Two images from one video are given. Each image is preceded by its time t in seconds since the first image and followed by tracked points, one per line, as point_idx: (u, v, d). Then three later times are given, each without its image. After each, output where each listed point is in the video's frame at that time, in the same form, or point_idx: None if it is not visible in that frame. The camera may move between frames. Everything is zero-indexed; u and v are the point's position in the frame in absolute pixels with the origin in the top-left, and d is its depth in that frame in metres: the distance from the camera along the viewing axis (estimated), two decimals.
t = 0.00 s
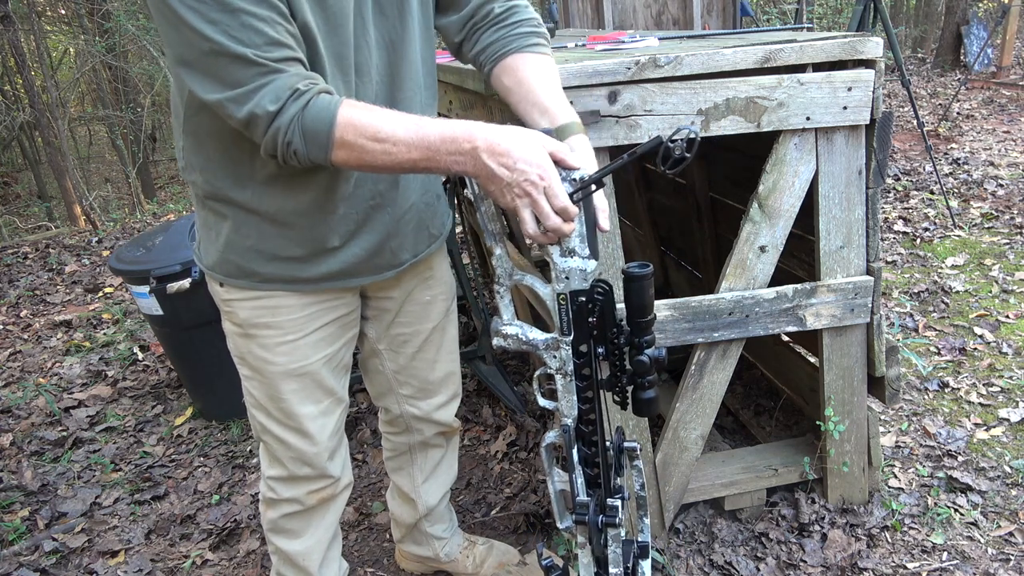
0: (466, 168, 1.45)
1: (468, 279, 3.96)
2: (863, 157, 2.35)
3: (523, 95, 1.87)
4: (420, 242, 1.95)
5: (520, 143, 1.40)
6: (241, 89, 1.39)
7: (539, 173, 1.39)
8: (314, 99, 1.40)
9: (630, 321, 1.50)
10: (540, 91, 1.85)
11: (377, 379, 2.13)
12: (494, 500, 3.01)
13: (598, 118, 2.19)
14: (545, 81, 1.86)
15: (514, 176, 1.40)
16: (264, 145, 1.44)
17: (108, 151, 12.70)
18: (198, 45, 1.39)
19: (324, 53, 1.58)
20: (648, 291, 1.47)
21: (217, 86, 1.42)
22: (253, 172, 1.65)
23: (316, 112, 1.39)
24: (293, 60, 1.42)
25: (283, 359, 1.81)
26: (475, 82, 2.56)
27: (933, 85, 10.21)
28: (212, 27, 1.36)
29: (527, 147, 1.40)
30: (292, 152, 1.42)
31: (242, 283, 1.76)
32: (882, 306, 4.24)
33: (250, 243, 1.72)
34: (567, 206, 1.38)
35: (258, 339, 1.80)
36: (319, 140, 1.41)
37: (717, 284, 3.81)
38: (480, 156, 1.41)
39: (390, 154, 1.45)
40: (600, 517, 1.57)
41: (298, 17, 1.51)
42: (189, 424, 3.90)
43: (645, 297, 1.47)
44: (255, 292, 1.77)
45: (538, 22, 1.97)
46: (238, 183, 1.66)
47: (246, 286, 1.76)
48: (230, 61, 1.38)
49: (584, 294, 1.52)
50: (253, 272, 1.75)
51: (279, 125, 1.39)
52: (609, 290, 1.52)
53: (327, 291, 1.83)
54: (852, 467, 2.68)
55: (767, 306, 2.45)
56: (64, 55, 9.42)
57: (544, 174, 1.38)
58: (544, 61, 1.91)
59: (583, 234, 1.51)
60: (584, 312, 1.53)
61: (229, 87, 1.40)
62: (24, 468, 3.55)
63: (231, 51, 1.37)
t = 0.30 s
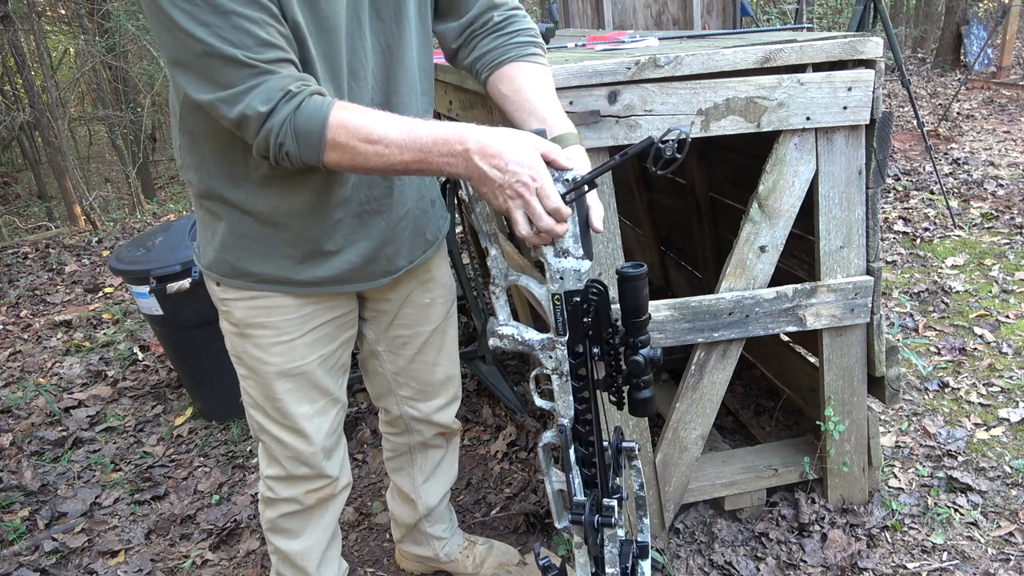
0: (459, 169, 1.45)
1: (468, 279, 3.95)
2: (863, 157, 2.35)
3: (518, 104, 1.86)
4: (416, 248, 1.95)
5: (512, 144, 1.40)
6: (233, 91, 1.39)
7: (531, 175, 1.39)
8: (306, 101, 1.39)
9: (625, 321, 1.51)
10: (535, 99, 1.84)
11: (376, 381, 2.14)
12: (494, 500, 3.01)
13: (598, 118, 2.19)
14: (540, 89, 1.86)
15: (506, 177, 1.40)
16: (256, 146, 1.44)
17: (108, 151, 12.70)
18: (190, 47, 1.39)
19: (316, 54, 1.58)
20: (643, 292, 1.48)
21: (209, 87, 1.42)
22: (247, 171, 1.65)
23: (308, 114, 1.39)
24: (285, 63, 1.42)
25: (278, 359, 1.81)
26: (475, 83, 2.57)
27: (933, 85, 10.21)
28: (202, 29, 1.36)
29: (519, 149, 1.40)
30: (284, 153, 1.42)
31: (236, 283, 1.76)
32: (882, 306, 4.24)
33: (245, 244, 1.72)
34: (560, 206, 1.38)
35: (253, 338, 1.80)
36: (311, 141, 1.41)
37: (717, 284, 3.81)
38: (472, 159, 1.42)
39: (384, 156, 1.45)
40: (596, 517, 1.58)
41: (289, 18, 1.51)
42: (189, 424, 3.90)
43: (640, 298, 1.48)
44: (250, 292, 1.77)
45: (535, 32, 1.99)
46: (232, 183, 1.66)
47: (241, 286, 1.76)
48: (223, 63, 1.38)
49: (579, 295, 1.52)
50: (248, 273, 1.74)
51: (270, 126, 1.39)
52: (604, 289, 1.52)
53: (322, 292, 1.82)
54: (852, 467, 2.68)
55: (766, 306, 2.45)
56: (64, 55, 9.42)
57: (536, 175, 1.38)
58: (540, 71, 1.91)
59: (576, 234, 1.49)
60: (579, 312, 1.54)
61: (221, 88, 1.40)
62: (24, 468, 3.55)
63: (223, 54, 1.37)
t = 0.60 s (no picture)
0: (461, 171, 1.45)
1: (468, 279, 3.95)
2: (863, 157, 2.35)
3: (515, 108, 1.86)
4: (416, 250, 1.95)
5: (514, 145, 1.40)
6: (235, 93, 1.39)
7: (533, 176, 1.39)
8: (309, 103, 1.40)
9: (625, 321, 1.50)
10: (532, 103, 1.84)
11: (376, 381, 2.14)
12: (494, 500, 3.01)
13: (598, 118, 2.19)
14: (538, 94, 1.86)
15: (508, 179, 1.40)
16: (257, 148, 1.44)
17: (108, 151, 12.71)
18: (192, 49, 1.39)
19: (316, 56, 1.58)
20: (644, 292, 1.47)
21: (211, 89, 1.42)
22: (248, 172, 1.65)
23: (310, 117, 1.39)
24: (287, 64, 1.42)
25: (278, 359, 1.81)
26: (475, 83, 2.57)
27: (933, 85, 10.22)
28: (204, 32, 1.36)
29: (521, 149, 1.40)
30: (286, 155, 1.42)
31: (237, 284, 1.76)
32: (882, 306, 4.24)
33: (246, 245, 1.72)
34: (561, 206, 1.38)
35: (253, 339, 1.80)
36: (313, 144, 1.41)
37: (717, 284, 3.81)
38: (474, 160, 1.42)
39: (386, 158, 1.45)
40: (597, 516, 1.58)
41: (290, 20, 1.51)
42: (189, 424, 3.90)
43: (641, 298, 1.47)
44: (250, 293, 1.77)
45: (534, 39, 2.00)
46: (234, 184, 1.66)
47: (242, 287, 1.76)
48: (225, 66, 1.38)
49: (580, 294, 1.52)
50: (249, 274, 1.74)
51: (273, 128, 1.39)
52: (605, 289, 1.52)
53: (323, 294, 1.83)
54: (852, 467, 2.68)
55: (766, 306, 2.45)
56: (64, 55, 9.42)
57: (537, 175, 1.39)
58: (537, 76, 1.91)
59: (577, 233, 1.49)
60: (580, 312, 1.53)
61: (223, 91, 1.40)
62: (24, 468, 3.55)
63: (225, 56, 1.37)
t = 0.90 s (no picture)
0: (467, 169, 1.45)
1: (468, 278, 3.95)
2: (863, 157, 2.35)
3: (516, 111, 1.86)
4: (419, 251, 1.95)
5: (520, 144, 1.41)
6: (242, 87, 1.39)
7: (540, 174, 1.39)
8: (315, 98, 1.40)
9: (630, 321, 1.50)
10: (532, 105, 1.84)
11: (377, 382, 2.14)
12: (494, 500, 3.01)
13: (598, 119, 2.19)
14: (539, 97, 1.86)
15: (514, 177, 1.40)
16: (262, 143, 1.44)
17: (108, 151, 12.70)
18: (198, 43, 1.38)
19: (322, 54, 1.58)
20: (649, 292, 1.47)
21: (216, 83, 1.41)
22: (251, 170, 1.65)
23: (316, 112, 1.39)
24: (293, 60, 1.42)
25: (280, 359, 1.81)
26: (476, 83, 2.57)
27: (933, 85, 10.22)
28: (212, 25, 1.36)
29: (527, 148, 1.41)
30: (291, 151, 1.42)
31: (239, 283, 1.76)
32: (882, 306, 4.24)
33: (249, 243, 1.72)
34: (568, 205, 1.38)
35: (255, 338, 1.80)
36: (319, 140, 1.41)
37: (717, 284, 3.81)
38: (480, 157, 1.42)
39: (391, 155, 1.45)
40: (600, 516, 1.56)
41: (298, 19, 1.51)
42: (189, 424, 3.90)
43: (647, 298, 1.47)
44: (253, 293, 1.77)
45: (535, 44, 2.00)
46: (237, 182, 1.66)
47: (245, 286, 1.76)
48: (231, 60, 1.38)
49: (585, 294, 1.51)
50: (252, 272, 1.74)
51: (279, 123, 1.39)
52: (610, 289, 1.52)
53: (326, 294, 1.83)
54: (852, 467, 2.68)
55: (767, 306, 2.45)
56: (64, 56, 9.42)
57: (544, 174, 1.39)
58: (536, 80, 1.91)
59: (583, 233, 1.50)
60: (584, 312, 1.53)
61: (229, 85, 1.40)
62: (24, 468, 3.55)
63: (232, 51, 1.37)
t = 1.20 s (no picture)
0: (469, 168, 1.45)
1: (468, 278, 3.95)
2: (863, 157, 2.35)
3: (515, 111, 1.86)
4: (421, 252, 1.95)
5: (523, 144, 1.41)
6: (245, 85, 1.39)
7: (542, 174, 1.39)
8: (318, 97, 1.40)
9: (631, 321, 1.50)
10: (531, 105, 1.84)
11: (378, 382, 2.14)
12: (494, 500, 3.01)
13: (598, 118, 2.19)
14: (537, 97, 1.86)
15: (516, 176, 1.40)
16: (264, 142, 1.44)
17: (108, 151, 12.71)
18: (202, 40, 1.38)
19: (327, 53, 1.59)
20: (651, 292, 1.47)
21: (220, 81, 1.41)
22: (254, 169, 1.65)
23: (319, 110, 1.39)
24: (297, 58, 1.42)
25: (282, 359, 1.81)
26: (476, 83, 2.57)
27: (933, 85, 10.22)
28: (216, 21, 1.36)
29: (530, 148, 1.41)
30: (293, 149, 1.42)
31: (242, 283, 1.76)
32: (882, 306, 4.24)
33: (251, 242, 1.72)
34: (570, 205, 1.38)
35: (257, 339, 1.80)
36: (321, 139, 1.41)
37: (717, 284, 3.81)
38: (483, 157, 1.42)
39: (394, 154, 1.45)
40: (601, 516, 1.57)
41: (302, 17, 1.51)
42: (189, 424, 3.90)
43: (649, 298, 1.47)
44: (255, 293, 1.77)
45: (534, 47, 2.00)
46: (239, 181, 1.66)
47: (246, 286, 1.76)
48: (235, 57, 1.38)
49: (586, 294, 1.51)
50: (254, 272, 1.74)
51: (281, 121, 1.39)
52: (611, 289, 1.52)
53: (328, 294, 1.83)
54: (852, 467, 2.68)
55: (767, 306, 2.45)
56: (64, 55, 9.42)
57: (547, 174, 1.39)
58: (534, 80, 1.91)
59: (585, 233, 1.49)
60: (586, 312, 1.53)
61: (232, 83, 1.40)
62: (24, 468, 3.55)
63: (235, 48, 1.37)
